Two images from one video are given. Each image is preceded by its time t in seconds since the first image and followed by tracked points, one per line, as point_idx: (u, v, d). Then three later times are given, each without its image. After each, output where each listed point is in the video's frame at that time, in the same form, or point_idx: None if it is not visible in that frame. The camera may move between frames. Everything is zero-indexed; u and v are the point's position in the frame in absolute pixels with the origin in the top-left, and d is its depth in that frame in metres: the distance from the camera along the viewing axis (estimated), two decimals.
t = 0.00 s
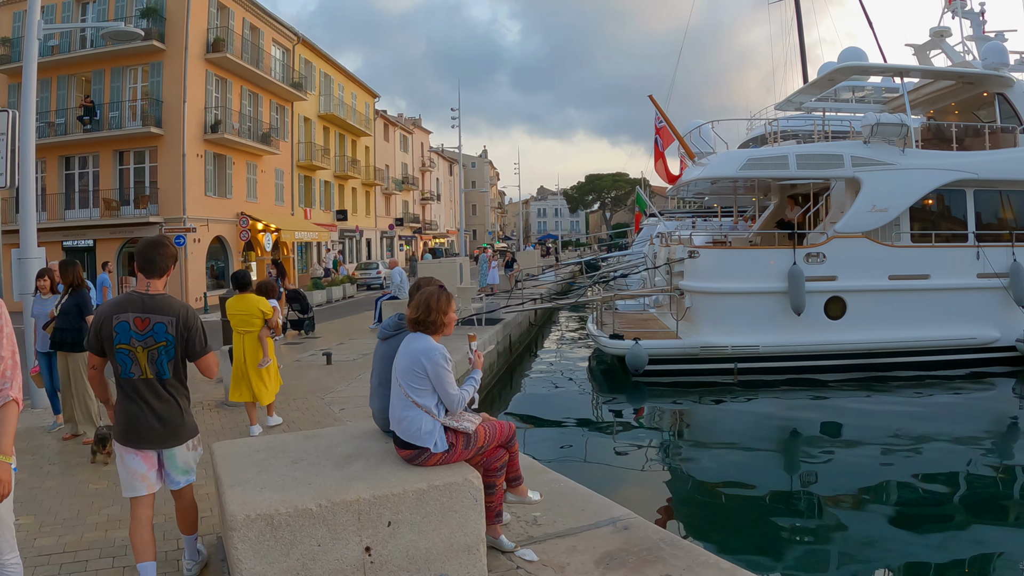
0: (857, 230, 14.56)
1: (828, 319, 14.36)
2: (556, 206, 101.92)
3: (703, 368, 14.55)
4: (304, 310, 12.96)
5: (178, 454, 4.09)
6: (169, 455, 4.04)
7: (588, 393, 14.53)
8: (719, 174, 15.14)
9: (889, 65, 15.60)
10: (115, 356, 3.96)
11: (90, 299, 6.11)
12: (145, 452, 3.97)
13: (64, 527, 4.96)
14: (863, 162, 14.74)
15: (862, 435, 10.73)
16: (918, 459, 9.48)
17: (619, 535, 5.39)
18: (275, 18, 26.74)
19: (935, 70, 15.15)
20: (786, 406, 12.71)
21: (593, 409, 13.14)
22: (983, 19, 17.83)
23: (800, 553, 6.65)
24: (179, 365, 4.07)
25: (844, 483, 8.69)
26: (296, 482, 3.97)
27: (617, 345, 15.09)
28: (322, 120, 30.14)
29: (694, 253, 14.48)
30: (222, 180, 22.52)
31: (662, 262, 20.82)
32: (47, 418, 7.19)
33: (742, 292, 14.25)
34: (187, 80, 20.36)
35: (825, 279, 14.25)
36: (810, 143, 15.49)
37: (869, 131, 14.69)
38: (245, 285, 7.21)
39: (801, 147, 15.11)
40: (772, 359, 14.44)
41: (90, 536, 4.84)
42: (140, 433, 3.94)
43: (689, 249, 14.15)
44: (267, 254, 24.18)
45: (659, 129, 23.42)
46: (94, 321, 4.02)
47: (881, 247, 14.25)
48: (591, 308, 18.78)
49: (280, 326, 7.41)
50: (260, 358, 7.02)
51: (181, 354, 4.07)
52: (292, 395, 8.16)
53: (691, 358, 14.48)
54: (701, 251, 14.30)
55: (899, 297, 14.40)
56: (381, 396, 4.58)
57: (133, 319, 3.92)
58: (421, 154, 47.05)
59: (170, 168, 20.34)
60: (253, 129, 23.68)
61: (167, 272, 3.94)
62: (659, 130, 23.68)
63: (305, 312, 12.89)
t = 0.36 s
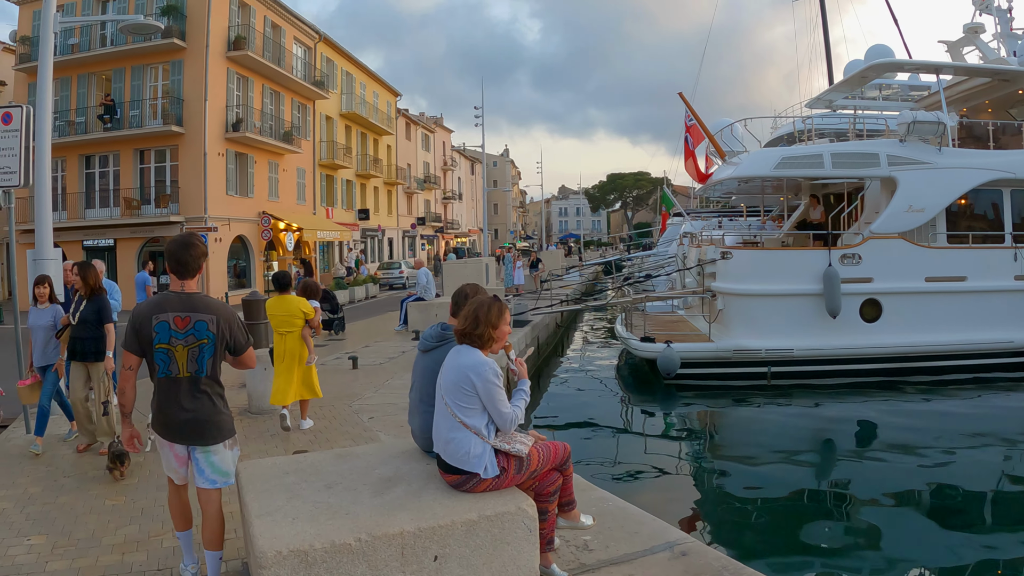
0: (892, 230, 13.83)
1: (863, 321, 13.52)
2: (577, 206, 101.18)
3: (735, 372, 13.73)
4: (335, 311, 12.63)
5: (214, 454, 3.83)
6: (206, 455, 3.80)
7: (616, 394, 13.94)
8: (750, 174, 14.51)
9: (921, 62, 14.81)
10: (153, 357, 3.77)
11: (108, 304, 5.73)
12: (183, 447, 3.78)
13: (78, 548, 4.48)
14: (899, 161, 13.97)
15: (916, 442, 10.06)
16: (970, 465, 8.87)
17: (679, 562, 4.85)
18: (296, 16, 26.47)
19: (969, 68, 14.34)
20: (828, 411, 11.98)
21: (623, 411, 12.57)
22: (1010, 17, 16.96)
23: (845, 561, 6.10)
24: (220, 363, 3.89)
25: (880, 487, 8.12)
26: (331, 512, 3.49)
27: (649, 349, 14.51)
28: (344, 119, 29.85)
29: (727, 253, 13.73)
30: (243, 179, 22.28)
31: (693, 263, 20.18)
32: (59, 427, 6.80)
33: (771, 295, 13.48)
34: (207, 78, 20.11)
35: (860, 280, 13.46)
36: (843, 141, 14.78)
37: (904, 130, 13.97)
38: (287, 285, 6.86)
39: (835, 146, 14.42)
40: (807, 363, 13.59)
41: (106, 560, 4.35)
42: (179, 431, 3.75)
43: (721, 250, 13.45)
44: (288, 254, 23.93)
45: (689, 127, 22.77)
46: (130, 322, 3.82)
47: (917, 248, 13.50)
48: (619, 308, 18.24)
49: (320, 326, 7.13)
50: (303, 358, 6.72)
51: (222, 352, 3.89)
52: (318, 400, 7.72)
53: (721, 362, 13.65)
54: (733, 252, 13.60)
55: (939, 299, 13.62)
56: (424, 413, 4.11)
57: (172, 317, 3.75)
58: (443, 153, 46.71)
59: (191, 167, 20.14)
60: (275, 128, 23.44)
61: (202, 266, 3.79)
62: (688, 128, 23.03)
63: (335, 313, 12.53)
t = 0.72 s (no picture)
0: (929, 229, 13.05)
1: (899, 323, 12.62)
2: (598, 205, 100.47)
3: (768, 374, 12.86)
4: (366, 309, 12.31)
5: (235, 445, 3.70)
6: (225, 446, 3.67)
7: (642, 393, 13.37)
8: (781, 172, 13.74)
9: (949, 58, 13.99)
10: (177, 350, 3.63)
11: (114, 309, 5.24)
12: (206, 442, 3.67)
13: (92, 565, 4.07)
14: (935, 157, 13.15)
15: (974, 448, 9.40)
16: None
17: None
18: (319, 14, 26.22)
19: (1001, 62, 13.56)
20: (869, 413, 11.21)
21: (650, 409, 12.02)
22: None
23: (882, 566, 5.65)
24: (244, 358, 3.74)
25: (930, 486, 7.60)
26: (369, 537, 3.07)
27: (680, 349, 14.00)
28: (366, 117, 29.60)
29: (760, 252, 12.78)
30: (265, 177, 22.07)
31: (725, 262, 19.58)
32: (72, 429, 6.45)
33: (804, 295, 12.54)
34: (228, 75, 19.89)
35: (896, 280, 12.54)
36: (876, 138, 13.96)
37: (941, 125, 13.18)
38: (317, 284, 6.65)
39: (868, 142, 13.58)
40: (839, 364, 12.71)
41: None
42: (205, 426, 3.63)
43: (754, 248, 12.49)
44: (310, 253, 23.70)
45: (719, 123, 22.14)
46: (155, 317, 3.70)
47: (957, 247, 12.61)
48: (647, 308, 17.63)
49: (356, 323, 6.96)
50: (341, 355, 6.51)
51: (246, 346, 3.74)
52: (344, 402, 7.33)
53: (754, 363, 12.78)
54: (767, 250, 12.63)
55: (979, 300, 12.73)
56: (470, 424, 3.70)
57: (196, 311, 3.61)
58: (464, 151, 46.38)
59: (213, 165, 19.96)
60: (297, 126, 23.24)
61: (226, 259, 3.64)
62: (719, 124, 22.40)
63: (366, 312, 12.22)
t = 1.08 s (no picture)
0: (965, 228, 12.35)
1: (934, 324, 11.89)
2: (619, 204, 99.68)
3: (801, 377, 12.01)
4: (400, 308, 12.25)
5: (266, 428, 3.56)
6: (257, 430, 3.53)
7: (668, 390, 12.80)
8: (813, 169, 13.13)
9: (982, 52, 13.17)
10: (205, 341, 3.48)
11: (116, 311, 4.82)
12: (235, 428, 3.49)
13: None
14: (971, 154, 12.47)
15: None
16: None
17: None
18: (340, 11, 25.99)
19: None
20: (912, 415, 10.48)
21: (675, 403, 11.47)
22: None
23: None
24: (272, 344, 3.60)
25: (975, 491, 7.03)
26: (408, 569, 2.67)
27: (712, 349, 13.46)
28: (387, 115, 29.33)
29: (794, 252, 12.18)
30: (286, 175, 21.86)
31: (756, 261, 18.95)
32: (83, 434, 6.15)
33: (829, 296, 11.84)
34: (249, 72, 19.68)
35: (931, 281, 11.84)
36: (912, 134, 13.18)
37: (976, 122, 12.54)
38: (353, 277, 6.64)
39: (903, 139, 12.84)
40: (873, 367, 11.93)
41: None
42: (231, 412, 3.47)
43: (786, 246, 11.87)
44: (331, 251, 23.47)
45: (750, 120, 21.53)
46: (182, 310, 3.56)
47: (997, 246, 11.86)
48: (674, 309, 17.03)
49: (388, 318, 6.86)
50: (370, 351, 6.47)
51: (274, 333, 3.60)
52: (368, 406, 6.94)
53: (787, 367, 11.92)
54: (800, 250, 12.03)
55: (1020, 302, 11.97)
56: (519, 439, 3.27)
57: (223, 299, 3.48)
58: (486, 150, 46.07)
59: (233, 162, 19.79)
60: (318, 123, 23.03)
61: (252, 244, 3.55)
62: (749, 121, 21.80)
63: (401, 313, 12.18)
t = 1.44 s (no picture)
0: (1001, 228, 11.57)
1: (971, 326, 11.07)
2: (639, 204, 98.89)
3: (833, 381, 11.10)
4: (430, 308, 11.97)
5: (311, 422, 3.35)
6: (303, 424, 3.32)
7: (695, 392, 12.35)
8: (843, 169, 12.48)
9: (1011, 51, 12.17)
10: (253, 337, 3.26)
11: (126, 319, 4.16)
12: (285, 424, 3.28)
13: None
14: (1008, 153, 11.83)
15: None
16: None
17: None
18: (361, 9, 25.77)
19: None
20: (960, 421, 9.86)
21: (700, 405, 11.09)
22: None
23: None
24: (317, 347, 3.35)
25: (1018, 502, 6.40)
26: None
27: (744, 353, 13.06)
28: (409, 113, 29.10)
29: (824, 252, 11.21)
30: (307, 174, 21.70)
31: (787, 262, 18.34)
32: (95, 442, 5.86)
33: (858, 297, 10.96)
34: (269, 70, 19.50)
35: (966, 283, 11.03)
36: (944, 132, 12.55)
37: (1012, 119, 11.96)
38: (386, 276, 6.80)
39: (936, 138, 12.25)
40: (907, 370, 11.06)
41: None
42: (281, 410, 3.26)
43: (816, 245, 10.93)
44: (351, 250, 23.26)
45: (780, 118, 20.92)
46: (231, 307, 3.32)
47: None
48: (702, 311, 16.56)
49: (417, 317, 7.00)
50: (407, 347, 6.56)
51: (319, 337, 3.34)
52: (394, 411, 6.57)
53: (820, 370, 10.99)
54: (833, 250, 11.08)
55: None
56: (574, 464, 2.94)
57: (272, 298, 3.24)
58: (507, 149, 45.76)
59: (254, 161, 19.62)
60: (339, 122, 22.82)
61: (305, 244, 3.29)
62: (779, 119, 21.19)
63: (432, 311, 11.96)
